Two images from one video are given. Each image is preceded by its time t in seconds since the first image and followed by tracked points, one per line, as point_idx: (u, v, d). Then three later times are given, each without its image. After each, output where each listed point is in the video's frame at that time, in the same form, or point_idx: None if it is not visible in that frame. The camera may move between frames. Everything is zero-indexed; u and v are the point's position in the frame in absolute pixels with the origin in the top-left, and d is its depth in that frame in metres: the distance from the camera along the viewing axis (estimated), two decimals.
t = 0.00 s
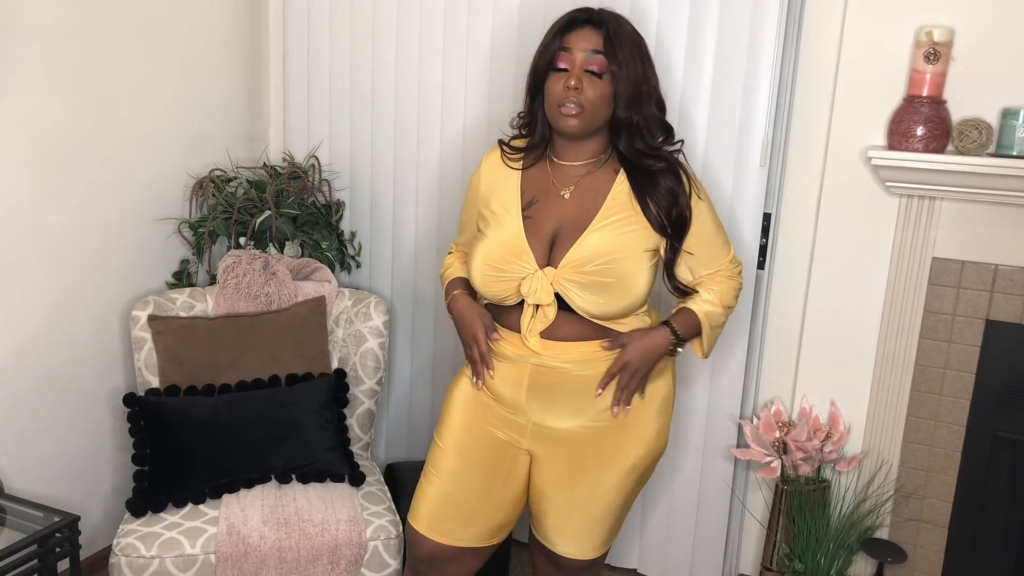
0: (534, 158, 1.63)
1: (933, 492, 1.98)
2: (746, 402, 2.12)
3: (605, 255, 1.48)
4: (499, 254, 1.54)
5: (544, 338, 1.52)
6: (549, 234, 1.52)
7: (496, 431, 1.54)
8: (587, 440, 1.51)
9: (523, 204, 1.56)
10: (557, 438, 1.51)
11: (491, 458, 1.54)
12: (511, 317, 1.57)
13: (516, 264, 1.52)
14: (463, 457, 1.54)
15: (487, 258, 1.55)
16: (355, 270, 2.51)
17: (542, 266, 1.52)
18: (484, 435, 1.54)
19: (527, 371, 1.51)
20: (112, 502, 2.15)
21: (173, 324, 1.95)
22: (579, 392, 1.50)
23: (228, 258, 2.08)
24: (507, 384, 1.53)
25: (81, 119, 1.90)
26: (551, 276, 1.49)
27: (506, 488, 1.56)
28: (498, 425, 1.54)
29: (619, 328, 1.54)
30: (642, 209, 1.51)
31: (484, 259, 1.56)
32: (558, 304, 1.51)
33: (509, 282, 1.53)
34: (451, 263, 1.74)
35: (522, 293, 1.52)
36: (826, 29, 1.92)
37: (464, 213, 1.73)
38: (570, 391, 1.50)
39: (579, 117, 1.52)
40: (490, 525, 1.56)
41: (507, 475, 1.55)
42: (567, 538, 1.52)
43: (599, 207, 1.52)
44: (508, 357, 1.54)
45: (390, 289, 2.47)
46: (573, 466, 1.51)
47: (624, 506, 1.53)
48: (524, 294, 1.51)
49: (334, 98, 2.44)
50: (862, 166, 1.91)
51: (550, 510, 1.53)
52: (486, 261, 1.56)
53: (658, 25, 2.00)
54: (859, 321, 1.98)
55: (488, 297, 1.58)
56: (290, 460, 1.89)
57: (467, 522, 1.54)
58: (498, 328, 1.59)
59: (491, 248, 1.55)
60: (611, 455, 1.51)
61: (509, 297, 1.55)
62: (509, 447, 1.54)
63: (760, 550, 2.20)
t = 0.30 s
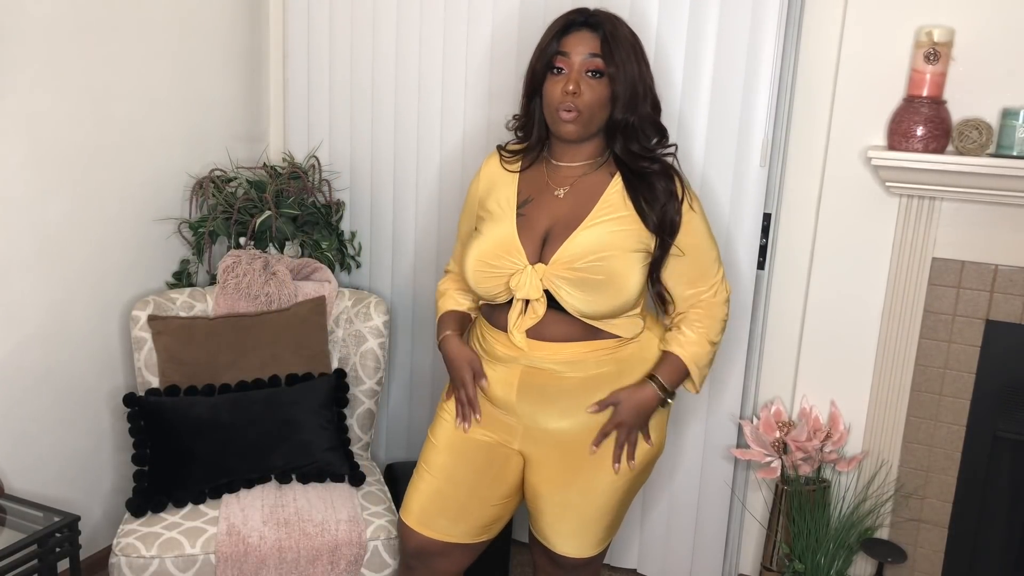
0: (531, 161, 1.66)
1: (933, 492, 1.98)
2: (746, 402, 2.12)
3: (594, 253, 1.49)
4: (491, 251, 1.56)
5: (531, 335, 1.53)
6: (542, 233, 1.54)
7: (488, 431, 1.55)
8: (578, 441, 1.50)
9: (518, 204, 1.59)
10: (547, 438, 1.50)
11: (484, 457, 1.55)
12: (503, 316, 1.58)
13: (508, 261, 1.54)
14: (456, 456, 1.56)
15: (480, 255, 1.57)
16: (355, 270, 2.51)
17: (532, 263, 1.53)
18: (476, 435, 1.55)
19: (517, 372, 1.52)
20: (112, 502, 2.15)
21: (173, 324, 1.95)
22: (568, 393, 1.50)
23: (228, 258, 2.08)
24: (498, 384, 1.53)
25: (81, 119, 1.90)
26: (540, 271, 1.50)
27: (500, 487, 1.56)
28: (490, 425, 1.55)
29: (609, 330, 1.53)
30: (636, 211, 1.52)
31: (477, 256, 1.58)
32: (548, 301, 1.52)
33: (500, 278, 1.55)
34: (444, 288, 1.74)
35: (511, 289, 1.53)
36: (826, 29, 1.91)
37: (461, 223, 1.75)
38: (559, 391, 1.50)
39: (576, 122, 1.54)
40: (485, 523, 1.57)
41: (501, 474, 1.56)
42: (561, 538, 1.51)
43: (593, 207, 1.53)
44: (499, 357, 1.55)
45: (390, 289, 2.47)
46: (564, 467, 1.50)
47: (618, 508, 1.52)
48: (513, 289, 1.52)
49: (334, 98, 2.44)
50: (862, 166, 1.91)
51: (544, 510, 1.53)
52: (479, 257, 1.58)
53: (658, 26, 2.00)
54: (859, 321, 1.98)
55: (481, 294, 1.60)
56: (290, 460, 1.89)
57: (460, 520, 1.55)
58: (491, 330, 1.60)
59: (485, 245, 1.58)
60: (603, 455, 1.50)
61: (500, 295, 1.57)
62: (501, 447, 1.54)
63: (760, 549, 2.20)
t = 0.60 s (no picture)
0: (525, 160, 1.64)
1: (933, 492, 1.98)
2: (746, 402, 2.11)
3: (589, 254, 1.49)
4: (486, 251, 1.56)
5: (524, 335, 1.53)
6: (535, 233, 1.53)
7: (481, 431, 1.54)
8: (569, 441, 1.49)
9: (513, 203, 1.58)
10: (539, 438, 1.50)
11: (477, 458, 1.54)
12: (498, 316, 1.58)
13: (501, 261, 1.53)
14: (450, 457, 1.55)
15: (474, 256, 1.57)
16: (355, 270, 2.51)
17: (526, 264, 1.52)
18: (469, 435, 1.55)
19: (509, 371, 1.52)
20: (112, 502, 2.15)
21: (172, 324, 1.95)
22: (562, 391, 1.49)
23: (228, 258, 2.08)
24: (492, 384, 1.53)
25: (81, 119, 1.90)
26: (534, 274, 1.50)
27: (494, 487, 1.56)
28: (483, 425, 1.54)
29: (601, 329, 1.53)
30: (628, 212, 1.52)
31: (472, 257, 1.58)
32: (541, 301, 1.52)
33: (494, 280, 1.54)
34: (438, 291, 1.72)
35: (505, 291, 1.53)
36: (826, 29, 1.92)
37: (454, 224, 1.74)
38: (552, 390, 1.49)
39: (570, 119, 1.53)
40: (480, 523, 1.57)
41: (495, 474, 1.55)
42: (557, 536, 1.52)
43: (586, 208, 1.52)
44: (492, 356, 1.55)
45: (390, 289, 2.47)
46: (558, 466, 1.50)
47: (614, 504, 1.53)
48: (507, 291, 1.52)
49: (334, 98, 2.44)
50: (862, 166, 1.91)
51: (539, 508, 1.53)
52: (474, 257, 1.58)
53: (658, 26, 2.00)
54: (860, 321, 1.98)
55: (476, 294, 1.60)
56: (290, 460, 1.89)
57: (456, 520, 1.55)
58: (485, 330, 1.60)
59: (480, 245, 1.57)
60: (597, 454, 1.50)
61: (494, 295, 1.56)
62: (494, 447, 1.53)
63: (760, 550, 2.20)
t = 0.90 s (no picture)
0: (504, 160, 1.60)
1: (933, 492, 1.98)
2: (746, 402, 2.11)
3: (572, 257, 1.46)
4: (466, 253, 1.50)
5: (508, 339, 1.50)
6: (518, 235, 1.50)
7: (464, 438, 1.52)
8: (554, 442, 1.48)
9: (493, 205, 1.53)
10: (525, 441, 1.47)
11: (463, 463, 1.52)
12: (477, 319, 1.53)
13: (483, 265, 1.49)
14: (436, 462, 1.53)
15: (452, 259, 1.51)
16: (355, 270, 2.50)
17: (509, 267, 1.49)
18: (454, 440, 1.52)
19: (491, 377, 1.49)
20: (113, 502, 2.15)
21: (173, 324, 1.95)
22: (543, 394, 1.47)
23: (228, 258, 2.08)
24: (472, 388, 1.50)
25: (81, 119, 1.90)
26: (519, 277, 1.46)
27: (483, 494, 1.53)
28: (467, 432, 1.51)
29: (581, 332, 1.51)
30: (609, 214, 1.50)
31: (450, 258, 1.51)
32: (526, 306, 1.49)
33: (475, 283, 1.49)
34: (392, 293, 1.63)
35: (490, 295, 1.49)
36: (826, 30, 1.92)
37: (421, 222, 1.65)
38: (533, 393, 1.47)
39: (552, 118, 1.50)
40: (471, 532, 1.54)
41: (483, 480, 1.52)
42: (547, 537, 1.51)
43: (569, 210, 1.49)
44: (470, 360, 1.51)
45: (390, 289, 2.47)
46: (544, 469, 1.49)
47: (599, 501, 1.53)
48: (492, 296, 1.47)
49: (334, 98, 2.44)
50: (863, 166, 1.91)
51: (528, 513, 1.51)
52: (453, 260, 1.51)
53: (658, 25, 2.00)
54: (860, 321, 1.98)
55: (453, 297, 1.54)
56: (290, 460, 1.89)
57: (447, 530, 1.53)
58: (461, 331, 1.56)
59: (459, 247, 1.51)
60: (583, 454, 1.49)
61: (475, 298, 1.51)
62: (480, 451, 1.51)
63: (760, 550, 2.20)
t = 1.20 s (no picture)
0: (447, 154, 1.55)
1: (933, 492, 1.98)
2: (746, 402, 2.11)
3: (522, 255, 1.45)
4: (414, 251, 1.46)
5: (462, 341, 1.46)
6: (465, 231, 1.47)
7: (416, 445, 1.48)
8: (507, 444, 1.46)
9: (438, 200, 1.48)
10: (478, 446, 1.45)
11: (417, 471, 1.48)
12: (422, 320, 1.49)
13: (430, 262, 1.45)
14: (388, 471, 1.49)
15: (399, 258, 1.46)
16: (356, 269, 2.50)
17: (458, 265, 1.46)
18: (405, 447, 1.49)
19: (441, 382, 1.45)
20: (113, 503, 2.16)
21: (172, 324, 1.95)
22: (493, 397, 1.45)
23: (228, 258, 2.08)
24: (419, 393, 1.46)
25: (81, 119, 1.90)
26: (470, 275, 1.44)
27: (439, 502, 1.49)
28: (417, 438, 1.48)
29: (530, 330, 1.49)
30: (554, 209, 1.49)
31: (394, 259, 1.46)
32: (476, 305, 1.46)
33: (422, 283, 1.45)
34: (332, 338, 1.56)
35: (440, 293, 1.45)
36: (826, 30, 1.92)
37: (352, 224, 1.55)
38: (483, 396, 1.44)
39: (500, 108, 1.48)
40: (429, 538, 1.51)
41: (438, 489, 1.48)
42: (506, 547, 1.48)
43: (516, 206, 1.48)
44: (417, 365, 1.46)
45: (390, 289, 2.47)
46: (498, 472, 1.46)
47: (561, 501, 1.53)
48: (443, 295, 1.44)
49: (335, 98, 2.44)
50: (862, 165, 1.91)
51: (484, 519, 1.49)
52: (399, 258, 1.46)
53: (658, 25, 2.00)
54: (860, 321, 1.98)
55: (396, 296, 1.49)
56: (290, 460, 1.89)
57: (404, 536, 1.50)
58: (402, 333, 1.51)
59: (405, 244, 1.46)
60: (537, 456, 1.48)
61: (422, 298, 1.47)
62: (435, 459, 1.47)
63: (760, 549, 2.20)
